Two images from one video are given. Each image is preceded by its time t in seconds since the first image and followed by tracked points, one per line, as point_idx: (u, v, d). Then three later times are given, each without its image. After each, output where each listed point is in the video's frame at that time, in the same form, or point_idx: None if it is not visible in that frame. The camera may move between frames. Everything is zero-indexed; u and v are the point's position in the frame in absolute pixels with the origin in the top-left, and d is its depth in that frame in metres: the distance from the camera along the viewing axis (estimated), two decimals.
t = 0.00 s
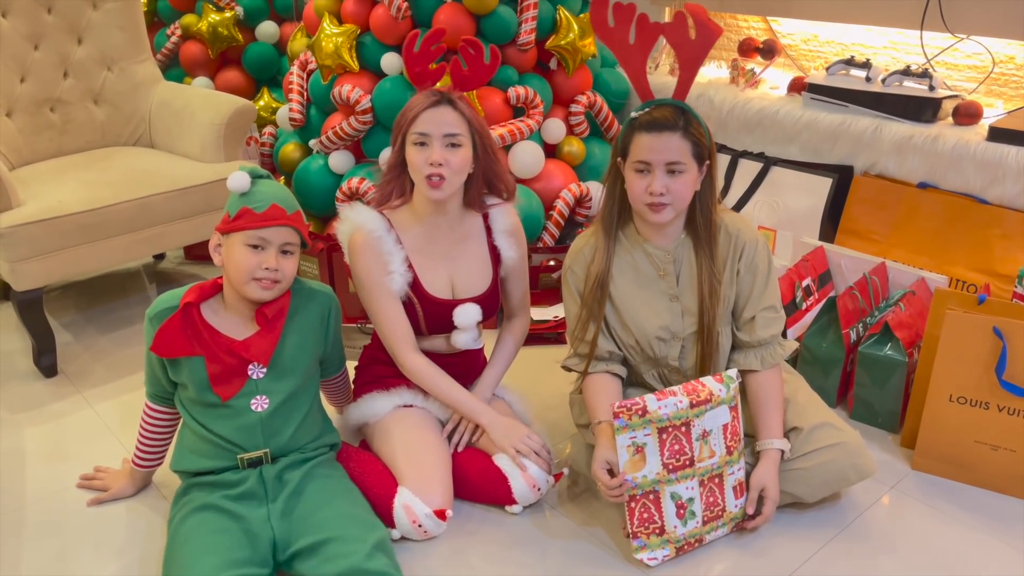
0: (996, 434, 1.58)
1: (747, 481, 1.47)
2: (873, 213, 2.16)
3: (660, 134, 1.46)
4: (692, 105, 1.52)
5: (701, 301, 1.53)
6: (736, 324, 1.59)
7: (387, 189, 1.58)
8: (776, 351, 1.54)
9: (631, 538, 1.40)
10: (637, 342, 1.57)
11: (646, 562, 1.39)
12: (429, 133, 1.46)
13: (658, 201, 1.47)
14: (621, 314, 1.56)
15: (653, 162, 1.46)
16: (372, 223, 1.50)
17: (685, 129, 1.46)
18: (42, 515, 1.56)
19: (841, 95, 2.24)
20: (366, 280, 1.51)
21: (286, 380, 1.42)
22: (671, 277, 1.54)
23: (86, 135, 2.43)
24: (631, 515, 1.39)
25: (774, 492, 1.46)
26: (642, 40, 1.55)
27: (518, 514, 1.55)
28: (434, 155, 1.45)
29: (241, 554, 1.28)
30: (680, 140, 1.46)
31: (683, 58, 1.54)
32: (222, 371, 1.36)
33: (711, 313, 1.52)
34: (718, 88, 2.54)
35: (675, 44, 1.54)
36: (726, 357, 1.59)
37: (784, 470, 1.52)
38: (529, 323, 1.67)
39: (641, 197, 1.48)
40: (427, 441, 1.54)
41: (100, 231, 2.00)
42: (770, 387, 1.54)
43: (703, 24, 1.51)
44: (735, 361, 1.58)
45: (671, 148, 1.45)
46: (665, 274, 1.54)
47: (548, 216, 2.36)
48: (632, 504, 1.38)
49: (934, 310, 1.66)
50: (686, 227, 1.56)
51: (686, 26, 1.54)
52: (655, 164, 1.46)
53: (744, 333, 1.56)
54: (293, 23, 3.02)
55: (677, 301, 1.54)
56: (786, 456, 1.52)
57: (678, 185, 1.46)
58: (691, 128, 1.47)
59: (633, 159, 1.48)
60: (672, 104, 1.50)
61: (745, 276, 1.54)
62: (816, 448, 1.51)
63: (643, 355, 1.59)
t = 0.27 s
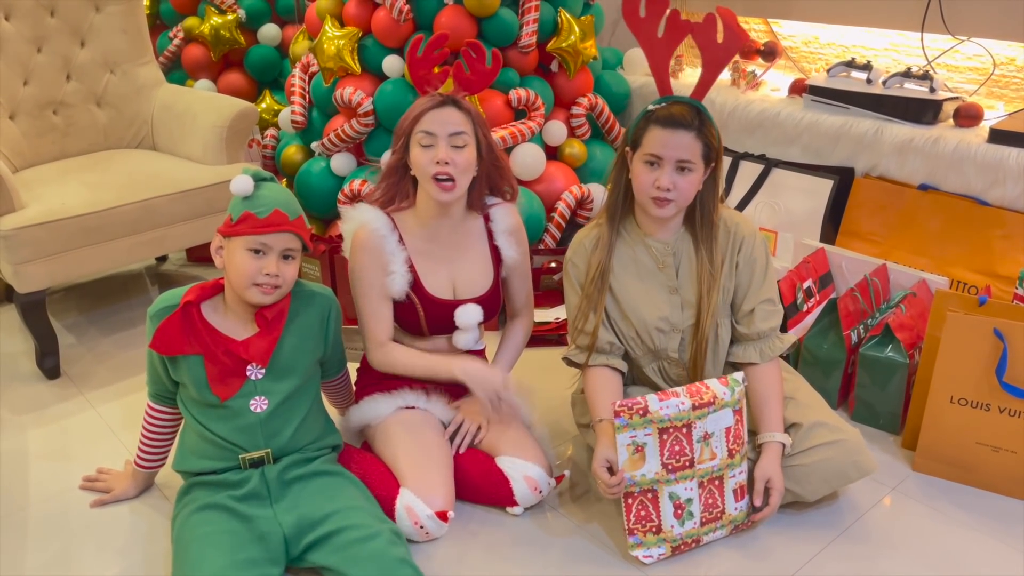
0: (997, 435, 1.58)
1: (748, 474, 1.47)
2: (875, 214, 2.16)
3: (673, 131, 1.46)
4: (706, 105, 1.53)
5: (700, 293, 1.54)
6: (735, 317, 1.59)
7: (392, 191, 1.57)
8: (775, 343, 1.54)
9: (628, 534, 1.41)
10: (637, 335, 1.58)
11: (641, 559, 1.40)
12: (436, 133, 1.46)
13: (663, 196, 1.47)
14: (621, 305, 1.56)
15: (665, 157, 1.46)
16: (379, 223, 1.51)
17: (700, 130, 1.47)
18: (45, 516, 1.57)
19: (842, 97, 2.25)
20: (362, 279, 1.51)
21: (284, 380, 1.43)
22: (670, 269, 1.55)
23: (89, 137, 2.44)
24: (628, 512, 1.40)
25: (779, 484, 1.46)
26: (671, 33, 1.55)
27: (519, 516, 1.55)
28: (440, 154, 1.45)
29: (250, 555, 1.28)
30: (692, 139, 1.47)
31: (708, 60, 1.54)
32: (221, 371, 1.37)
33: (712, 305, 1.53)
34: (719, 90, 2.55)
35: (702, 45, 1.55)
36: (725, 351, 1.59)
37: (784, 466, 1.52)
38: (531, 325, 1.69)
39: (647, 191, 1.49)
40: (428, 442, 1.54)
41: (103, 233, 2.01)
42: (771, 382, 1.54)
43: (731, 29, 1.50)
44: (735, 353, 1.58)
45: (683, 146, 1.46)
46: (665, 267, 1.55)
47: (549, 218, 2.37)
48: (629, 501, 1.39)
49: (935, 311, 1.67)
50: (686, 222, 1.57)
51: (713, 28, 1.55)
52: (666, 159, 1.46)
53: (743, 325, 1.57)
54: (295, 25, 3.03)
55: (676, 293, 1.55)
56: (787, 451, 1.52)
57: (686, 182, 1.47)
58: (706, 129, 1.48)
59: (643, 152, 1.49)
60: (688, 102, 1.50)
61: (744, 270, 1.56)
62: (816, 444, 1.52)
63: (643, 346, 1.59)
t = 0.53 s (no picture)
0: (998, 436, 1.58)
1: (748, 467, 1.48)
2: (877, 215, 2.15)
3: (682, 130, 1.47)
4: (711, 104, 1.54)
5: (702, 287, 1.54)
6: (735, 311, 1.60)
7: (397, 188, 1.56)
8: (775, 338, 1.55)
9: (622, 530, 1.43)
10: (639, 329, 1.57)
11: (633, 556, 1.41)
12: (443, 133, 1.46)
13: (668, 193, 1.48)
14: (623, 299, 1.56)
15: (674, 154, 1.47)
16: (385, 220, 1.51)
17: (709, 131, 1.48)
18: (48, 515, 1.57)
19: (844, 98, 2.25)
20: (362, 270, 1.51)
21: (290, 379, 1.43)
22: (671, 264, 1.55)
23: (93, 138, 2.45)
24: (622, 509, 1.41)
25: (779, 478, 1.46)
26: (689, 33, 1.56)
27: (521, 516, 1.55)
28: (451, 154, 1.44)
29: (244, 559, 1.29)
30: (700, 138, 1.47)
31: (722, 64, 1.54)
32: (228, 370, 1.37)
33: (713, 299, 1.53)
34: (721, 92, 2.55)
35: (719, 46, 1.55)
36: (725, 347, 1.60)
37: (784, 461, 1.52)
38: (534, 328, 1.69)
39: (652, 187, 1.49)
40: (430, 441, 1.54)
41: (107, 233, 2.01)
42: (772, 375, 1.56)
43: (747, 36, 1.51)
44: (735, 349, 1.59)
45: (690, 143, 1.46)
46: (665, 262, 1.56)
47: (551, 219, 2.37)
48: (624, 498, 1.40)
49: (936, 312, 1.67)
50: (687, 219, 1.58)
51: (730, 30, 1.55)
52: (676, 156, 1.47)
53: (743, 320, 1.58)
54: (298, 26, 3.03)
55: (677, 288, 1.55)
56: (787, 445, 1.52)
57: (692, 180, 1.48)
58: (715, 132, 1.49)
59: (652, 147, 1.49)
60: (700, 102, 1.51)
61: (743, 265, 1.57)
62: (815, 441, 1.52)
63: (644, 341, 1.58)
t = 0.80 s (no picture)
0: (1001, 440, 1.58)
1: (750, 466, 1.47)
2: (880, 218, 2.15)
3: (680, 129, 1.47)
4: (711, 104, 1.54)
5: (703, 287, 1.54)
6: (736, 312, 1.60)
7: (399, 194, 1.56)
8: (777, 338, 1.55)
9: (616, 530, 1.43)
10: (640, 329, 1.57)
11: (627, 557, 1.41)
12: (436, 141, 1.45)
13: (670, 193, 1.48)
14: (624, 299, 1.56)
15: (676, 154, 1.47)
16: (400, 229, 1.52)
17: (712, 132, 1.48)
18: (48, 515, 1.57)
19: (846, 101, 2.25)
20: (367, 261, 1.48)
21: (293, 382, 1.43)
22: (672, 265, 1.55)
23: (95, 138, 2.44)
24: (618, 510, 1.41)
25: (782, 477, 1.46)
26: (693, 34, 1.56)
27: (522, 517, 1.54)
28: (448, 162, 1.44)
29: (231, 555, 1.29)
30: (702, 138, 1.47)
31: (726, 66, 1.54)
32: (231, 373, 1.37)
33: (714, 299, 1.53)
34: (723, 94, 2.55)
35: (722, 49, 1.55)
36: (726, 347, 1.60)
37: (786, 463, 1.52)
38: (535, 328, 1.68)
39: (654, 187, 1.49)
40: (432, 442, 1.54)
41: (108, 233, 2.01)
42: (774, 378, 1.55)
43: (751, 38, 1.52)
44: (736, 349, 1.58)
45: (691, 144, 1.46)
46: (666, 262, 1.56)
47: (553, 220, 2.36)
48: (620, 499, 1.40)
49: (939, 316, 1.67)
50: (688, 219, 1.58)
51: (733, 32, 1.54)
52: (677, 156, 1.47)
53: (745, 320, 1.58)
54: (300, 27, 3.03)
55: (678, 288, 1.55)
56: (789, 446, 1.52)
57: (694, 181, 1.48)
58: (717, 133, 1.48)
59: (654, 147, 1.49)
60: (702, 103, 1.51)
61: (745, 265, 1.57)
62: (816, 441, 1.52)
63: (646, 341, 1.58)
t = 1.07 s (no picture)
0: (1004, 445, 1.57)
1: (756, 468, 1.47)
2: (882, 221, 2.15)
3: (684, 131, 1.46)
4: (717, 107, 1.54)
5: (708, 290, 1.53)
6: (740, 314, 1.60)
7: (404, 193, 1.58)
8: (780, 340, 1.55)
9: (619, 534, 1.42)
10: (644, 332, 1.57)
11: (630, 560, 1.41)
12: (433, 145, 1.46)
13: (675, 195, 1.47)
14: (628, 301, 1.56)
15: (680, 156, 1.46)
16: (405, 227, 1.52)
17: (716, 134, 1.47)
18: (50, 514, 1.57)
19: (849, 104, 2.25)
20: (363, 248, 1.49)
21: (295, 382, 1.43)
22: (676, 267, 1.55)
23: (97, 137, 2.44)
24: (621, 513, 1.41)
25: (789, 479, 1.46)
26: (697, 37, 1.55)
27: (525, 520, 1.54)
28: (444, 166, 1.45)
29: (242, 556, 1.28)
30: (708, 141, 1.47)
31: (731, 69, 1.54)
32: (233, 373, 1.37)
33: (718, 301, 1.53)
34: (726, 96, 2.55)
35: (728, 52, 1.54)
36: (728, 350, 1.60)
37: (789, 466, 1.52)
38: (538, 331, 1.67)
39: (658, 189, 1.49)
40: (435, 443, 1.54)
41: (111, 232, 2.01)
42: (778, 383, 1.55)
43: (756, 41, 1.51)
44: (740, 352, 1.58)
45: (696, 146, 1.46)
46: (670, 264, 1.55)
47: (555, 222, 2.36)
48: (622, 503, 1.40)
49: (942, 319, 1.66)
50: (692, 222, 1.58)
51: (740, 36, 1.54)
52: (682, 158, 1.46)
53: (749, 322, 1.57)
54: (302, 27, 3.03)
55: (682, 291, 1.55)
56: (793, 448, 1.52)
57: (698, 183, 1.47)
58: (723, 135, 1.48)
59: (658, 149, 1.49)
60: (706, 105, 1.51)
61: (749, 268, 1.56)
62: (820, 444, 1.52)
63: (649, 344, 1.58)
